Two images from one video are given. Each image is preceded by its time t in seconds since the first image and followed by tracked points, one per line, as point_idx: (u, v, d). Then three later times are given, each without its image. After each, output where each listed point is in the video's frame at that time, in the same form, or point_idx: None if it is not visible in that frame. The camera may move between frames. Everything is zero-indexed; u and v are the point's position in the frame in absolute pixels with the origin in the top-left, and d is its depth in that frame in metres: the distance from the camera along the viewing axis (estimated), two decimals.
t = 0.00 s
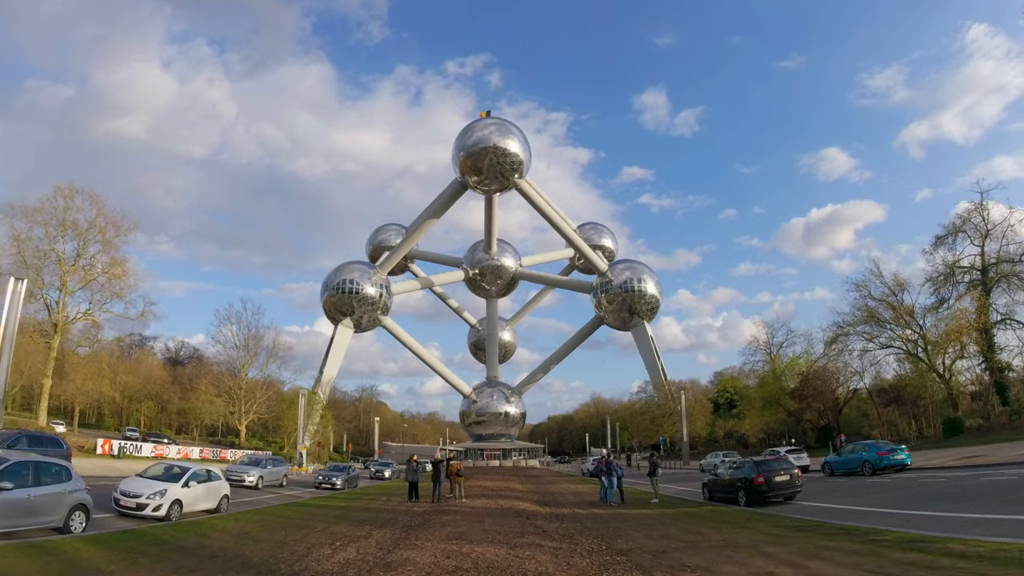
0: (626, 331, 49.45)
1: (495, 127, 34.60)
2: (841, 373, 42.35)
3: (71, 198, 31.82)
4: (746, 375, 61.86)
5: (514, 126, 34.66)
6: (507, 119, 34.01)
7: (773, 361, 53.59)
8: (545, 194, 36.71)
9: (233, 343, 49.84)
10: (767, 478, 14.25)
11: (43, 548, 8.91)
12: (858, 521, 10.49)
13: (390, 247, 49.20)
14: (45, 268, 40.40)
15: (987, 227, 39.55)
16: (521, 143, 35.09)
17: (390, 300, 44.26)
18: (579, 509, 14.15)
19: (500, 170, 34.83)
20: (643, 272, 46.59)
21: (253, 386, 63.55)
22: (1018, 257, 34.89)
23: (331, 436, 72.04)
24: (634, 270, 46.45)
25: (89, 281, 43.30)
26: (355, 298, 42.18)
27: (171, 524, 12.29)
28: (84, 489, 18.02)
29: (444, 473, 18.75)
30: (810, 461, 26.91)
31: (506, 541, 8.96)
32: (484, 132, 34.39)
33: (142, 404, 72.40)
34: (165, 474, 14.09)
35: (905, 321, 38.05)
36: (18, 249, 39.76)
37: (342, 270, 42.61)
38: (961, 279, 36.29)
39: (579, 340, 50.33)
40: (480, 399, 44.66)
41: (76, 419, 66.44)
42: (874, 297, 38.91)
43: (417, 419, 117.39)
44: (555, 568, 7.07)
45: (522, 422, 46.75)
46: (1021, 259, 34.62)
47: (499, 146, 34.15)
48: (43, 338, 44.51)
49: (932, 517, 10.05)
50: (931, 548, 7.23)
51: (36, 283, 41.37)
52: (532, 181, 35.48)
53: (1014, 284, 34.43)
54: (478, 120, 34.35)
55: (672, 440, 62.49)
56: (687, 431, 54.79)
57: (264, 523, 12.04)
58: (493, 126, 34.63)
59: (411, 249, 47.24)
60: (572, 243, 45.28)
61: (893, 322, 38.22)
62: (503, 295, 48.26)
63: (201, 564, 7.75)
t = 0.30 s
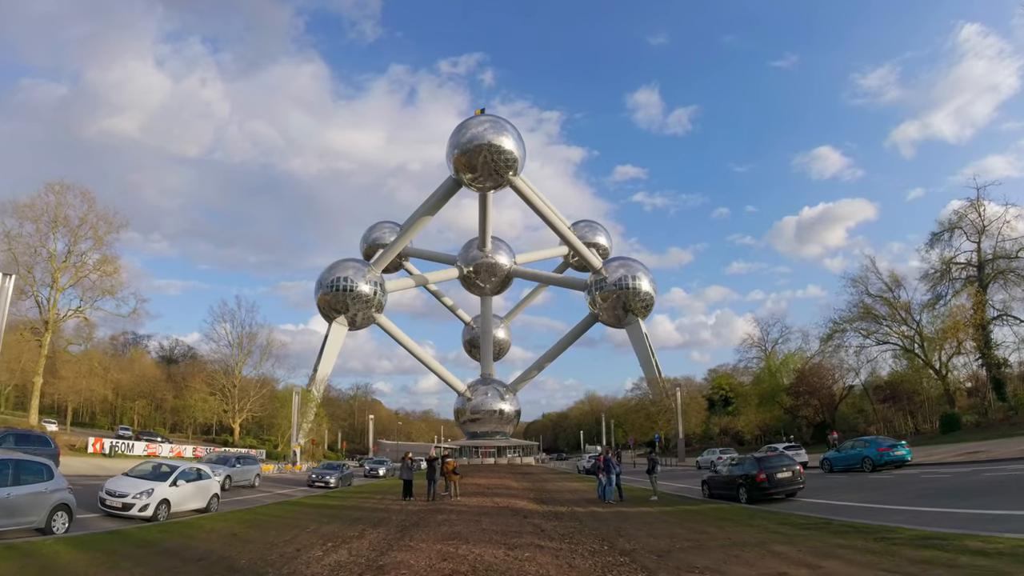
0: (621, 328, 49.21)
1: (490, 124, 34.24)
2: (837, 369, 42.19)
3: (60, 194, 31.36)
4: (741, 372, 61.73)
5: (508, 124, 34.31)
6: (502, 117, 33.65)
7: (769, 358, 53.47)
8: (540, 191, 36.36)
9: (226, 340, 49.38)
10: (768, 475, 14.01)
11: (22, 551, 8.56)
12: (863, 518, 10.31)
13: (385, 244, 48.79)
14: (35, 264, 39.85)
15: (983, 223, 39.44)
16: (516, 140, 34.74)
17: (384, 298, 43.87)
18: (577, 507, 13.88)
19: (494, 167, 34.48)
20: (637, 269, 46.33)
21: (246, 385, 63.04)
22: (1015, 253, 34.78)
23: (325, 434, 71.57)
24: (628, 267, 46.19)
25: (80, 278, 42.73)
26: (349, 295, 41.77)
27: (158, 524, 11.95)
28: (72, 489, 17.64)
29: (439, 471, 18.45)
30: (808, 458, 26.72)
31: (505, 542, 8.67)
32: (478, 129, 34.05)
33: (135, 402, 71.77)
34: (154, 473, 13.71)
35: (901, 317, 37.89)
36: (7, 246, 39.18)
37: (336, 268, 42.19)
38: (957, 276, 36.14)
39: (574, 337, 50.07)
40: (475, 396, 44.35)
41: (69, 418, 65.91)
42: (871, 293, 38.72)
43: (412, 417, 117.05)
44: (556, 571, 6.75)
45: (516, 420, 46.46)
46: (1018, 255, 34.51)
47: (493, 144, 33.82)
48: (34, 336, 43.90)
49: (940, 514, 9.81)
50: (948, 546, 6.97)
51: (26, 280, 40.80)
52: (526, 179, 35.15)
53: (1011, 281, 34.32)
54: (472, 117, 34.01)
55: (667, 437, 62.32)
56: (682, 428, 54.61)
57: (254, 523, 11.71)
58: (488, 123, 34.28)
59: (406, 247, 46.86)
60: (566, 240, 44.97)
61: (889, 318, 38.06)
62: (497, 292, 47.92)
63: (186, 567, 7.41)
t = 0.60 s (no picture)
0: (615, 327, 48.97)
1: (484, 122, 33.90)
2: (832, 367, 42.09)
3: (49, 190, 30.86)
4: (735, 369, 61.60)
5: (501, 121, 33.97)
6: (496, 114, 33.29)
7: (764, 355, 53.31)
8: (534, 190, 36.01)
9: (218, 338, 48.90)
10: (769, 474, 13.77)
11: None
12: (867, 519, 10.13)
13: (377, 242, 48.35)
14: (24, 261, 39.28)
15: (978, 221, 39.33)
16: (510, 138, 34.41)
17: (378, 295, 43.47)
18: (573, 508, 13.62)
19: (488, 165, 34.10)
20: (631, 267, 46.06)
21: (239, 383, 62.50)
22: (1010, 251, 34.69)
23: (318, 433, 71.11)
24: (622, 265, 45.93)
25: (69, 275, 42.14)
26: (342, 294, 41.36)
27: (142, 527, 11.59)
28: (58, 490, 17.25)
29: (433, 470, 18.15)
30: (805, 456, 26.54)
31: (498, 546, 8.36)
32: (471, 127, 33.70)
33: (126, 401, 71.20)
34: (137, 474, 13.31)
35: (897, 315, 37.77)
36: None
37: (329, 266, 41.75)
38: (952, 273, 36.02)
39: (568, 335, 49.81)
40: (468, 394, 44.04)
41: (59, 417, 65.23)
42: (866, 291, 38.54)
43: (405, 415, 116.53)
44: None
45: (510, 418, 46.18)
46: (1013, 253, 34.41)
47: (487, 141, 33.46)
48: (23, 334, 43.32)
49: (947, 515, 9.61)
50: (962, 550, 6.76)
51: (15, 277, 40.19)
52: (520, 177, 34.81)
53: (1007, 278, 34.21)
54: (466, 115, 33.65)
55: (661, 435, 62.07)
56: (677, 425, 54.49)
57: (241, 525, 11.38)
58: (481, 121, 33.93)
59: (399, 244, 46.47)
60: (560, 238, 44.64)
61: (884, 316, 37.94)
62: (491, 291, 47.59)
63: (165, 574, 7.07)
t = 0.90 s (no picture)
0: (611, 324, 48.66)
1: (479, 118, 33.48)
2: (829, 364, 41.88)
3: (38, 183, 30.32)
4: (731, 367, 61.46)
5: (497, 117, 33.57)
6: (491, 110, 32.90)
7: (760, 353, 53.09)
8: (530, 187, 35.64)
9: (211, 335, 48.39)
10: (771, 471, 13.49)
11: None
12: (877, 518, 9.82)
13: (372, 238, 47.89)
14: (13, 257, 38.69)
15: (976, 217, 39.16)
16: (505, 134, 34.01)
17: (372, 292, 43.02)
18: (571, 507, 13.29)
19: (483, 161, 33.70)
20: (627, 264, 45.75)
21: (232, 380, 61.96)
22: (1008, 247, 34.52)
23: (312, 430, 70.64)
24: (618, 262, 45.62)
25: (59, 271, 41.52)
26: (336, 290, 40.90)
27: (124, 528, 11.16)
28: (42, 489, 16.80)
29: (427, 468, 17.80)
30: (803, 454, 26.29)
31: (493, 547, 7.98)
32: (467, 123, 33.28)
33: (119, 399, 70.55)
34: (120, 472, 12.86)
35: (894, 311, 37.58)
36: None
37: (323, 262, 41.27)
38: (949, 269, 35.84)
39: (564, 333, 49.49)
40: (464, 392, 43.66)
41: (51, 415, 64.58)
42: (864, 287, 38.30)
43: (400, 413, 116.12)
44: None
45: (505, 415, 45.81)
46: (1011, 249, 34.26)
47: (482, 138, 33.04)
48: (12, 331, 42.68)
49: (958, 513, 9.34)
50: (982, 550, 6.48)
51: (4, 273, 39.57)
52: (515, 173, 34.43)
53: (1005, 275, 34.04)
54: (461, 111, 33.21)
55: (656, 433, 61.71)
56: (673, 422, 54.25)
57: (226, 525, 10.97)
58: (477, 117, 33.51)
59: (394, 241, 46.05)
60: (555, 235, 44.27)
61: (882, 312, 37.75)
62: (486, 288, 47.21)
63: None
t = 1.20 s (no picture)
0: (609, 320, 48.32)
1: (477, 113, 33.04)
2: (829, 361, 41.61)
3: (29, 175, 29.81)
4: (729, 363, 61.21)
5: (496, 113, 33.14)
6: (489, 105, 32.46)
7: (759, 350, 52.59)
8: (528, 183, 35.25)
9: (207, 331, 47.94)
10: (776, 470, 13.17)
11: None
12: (889, 520, 9.51)
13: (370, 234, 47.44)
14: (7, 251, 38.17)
15: (978, 214, 38.87)
16: (504, 130, 33.60)
17: (370, 289, 42.61)
18: (570, 506, 12.95)
19: (481, 157, 33.30)
20: (625, 261, 45.38)
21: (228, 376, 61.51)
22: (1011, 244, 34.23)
23: (309, 427, 70.24)
24: (616, 258, 45.25)
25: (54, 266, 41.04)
26: (334, 287, 40.50)
27: (108, 528, 10.78)
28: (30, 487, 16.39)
29: (423, 465, 17.45)
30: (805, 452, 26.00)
31: (491, 550, 7.64)
32: (465, 118, 32.85)
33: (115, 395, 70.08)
34: (106, 470, 12.46)
35: (896, 308, 37.29)
36: None
37: (320, 258, 40.84)
38: (951, 266, 35.52)
39: (562, 329, 49.14)
40: (461, 388, 43.33)
41: (47, 411, 64.13)
42: (866, 283, 37.98)
43: (398, 409, 115.83)
44: None
45: (503, 412, 45.46)
46: (1014, 246, 33.99)
47: (480, 133, 32.62)
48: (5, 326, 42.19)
49: (973, 515, 9.04)
50: (1007, 554, 6.16)
51: None
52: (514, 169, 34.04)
53: (1007, 272, 33.76)
54: (459, 107, 32.79)
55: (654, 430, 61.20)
56: (671, 419, 54.00)
57: (214, 526, 10.62)
58: (475, 112, 33.07)
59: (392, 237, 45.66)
60: (554, 232, 43.87)
61: (883, 309, 37.44)
62: (484, 284, 46.82)
63: None
